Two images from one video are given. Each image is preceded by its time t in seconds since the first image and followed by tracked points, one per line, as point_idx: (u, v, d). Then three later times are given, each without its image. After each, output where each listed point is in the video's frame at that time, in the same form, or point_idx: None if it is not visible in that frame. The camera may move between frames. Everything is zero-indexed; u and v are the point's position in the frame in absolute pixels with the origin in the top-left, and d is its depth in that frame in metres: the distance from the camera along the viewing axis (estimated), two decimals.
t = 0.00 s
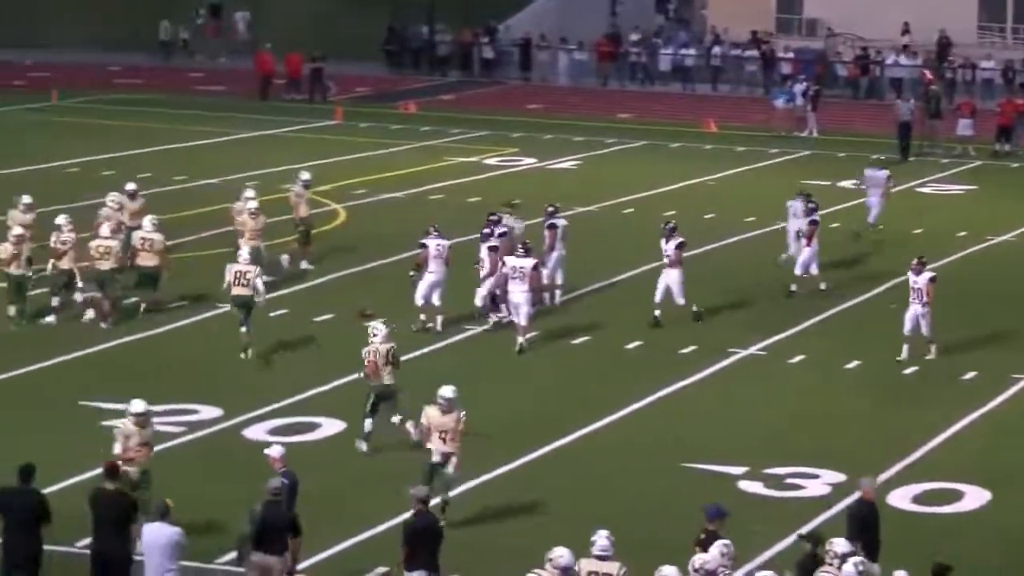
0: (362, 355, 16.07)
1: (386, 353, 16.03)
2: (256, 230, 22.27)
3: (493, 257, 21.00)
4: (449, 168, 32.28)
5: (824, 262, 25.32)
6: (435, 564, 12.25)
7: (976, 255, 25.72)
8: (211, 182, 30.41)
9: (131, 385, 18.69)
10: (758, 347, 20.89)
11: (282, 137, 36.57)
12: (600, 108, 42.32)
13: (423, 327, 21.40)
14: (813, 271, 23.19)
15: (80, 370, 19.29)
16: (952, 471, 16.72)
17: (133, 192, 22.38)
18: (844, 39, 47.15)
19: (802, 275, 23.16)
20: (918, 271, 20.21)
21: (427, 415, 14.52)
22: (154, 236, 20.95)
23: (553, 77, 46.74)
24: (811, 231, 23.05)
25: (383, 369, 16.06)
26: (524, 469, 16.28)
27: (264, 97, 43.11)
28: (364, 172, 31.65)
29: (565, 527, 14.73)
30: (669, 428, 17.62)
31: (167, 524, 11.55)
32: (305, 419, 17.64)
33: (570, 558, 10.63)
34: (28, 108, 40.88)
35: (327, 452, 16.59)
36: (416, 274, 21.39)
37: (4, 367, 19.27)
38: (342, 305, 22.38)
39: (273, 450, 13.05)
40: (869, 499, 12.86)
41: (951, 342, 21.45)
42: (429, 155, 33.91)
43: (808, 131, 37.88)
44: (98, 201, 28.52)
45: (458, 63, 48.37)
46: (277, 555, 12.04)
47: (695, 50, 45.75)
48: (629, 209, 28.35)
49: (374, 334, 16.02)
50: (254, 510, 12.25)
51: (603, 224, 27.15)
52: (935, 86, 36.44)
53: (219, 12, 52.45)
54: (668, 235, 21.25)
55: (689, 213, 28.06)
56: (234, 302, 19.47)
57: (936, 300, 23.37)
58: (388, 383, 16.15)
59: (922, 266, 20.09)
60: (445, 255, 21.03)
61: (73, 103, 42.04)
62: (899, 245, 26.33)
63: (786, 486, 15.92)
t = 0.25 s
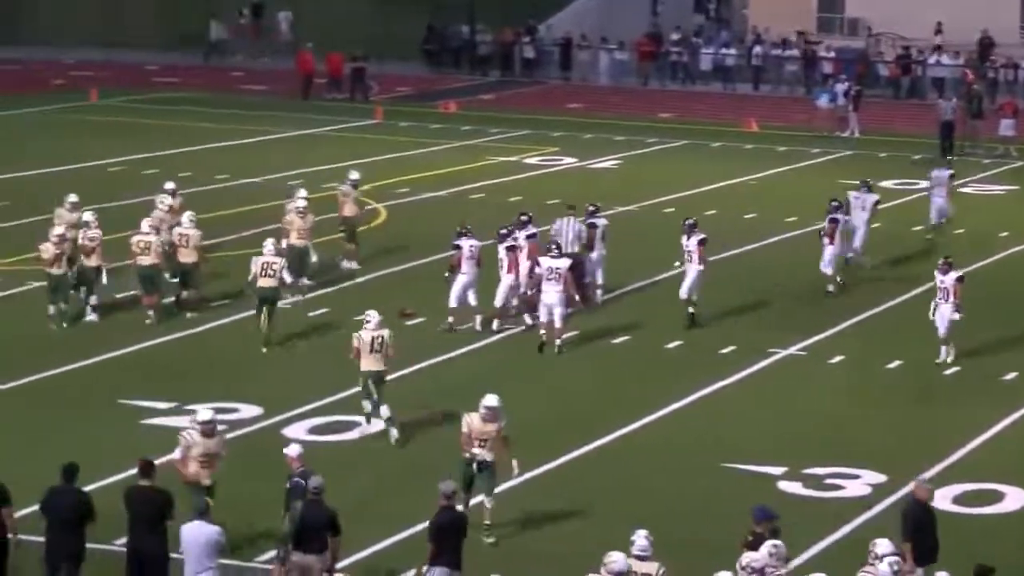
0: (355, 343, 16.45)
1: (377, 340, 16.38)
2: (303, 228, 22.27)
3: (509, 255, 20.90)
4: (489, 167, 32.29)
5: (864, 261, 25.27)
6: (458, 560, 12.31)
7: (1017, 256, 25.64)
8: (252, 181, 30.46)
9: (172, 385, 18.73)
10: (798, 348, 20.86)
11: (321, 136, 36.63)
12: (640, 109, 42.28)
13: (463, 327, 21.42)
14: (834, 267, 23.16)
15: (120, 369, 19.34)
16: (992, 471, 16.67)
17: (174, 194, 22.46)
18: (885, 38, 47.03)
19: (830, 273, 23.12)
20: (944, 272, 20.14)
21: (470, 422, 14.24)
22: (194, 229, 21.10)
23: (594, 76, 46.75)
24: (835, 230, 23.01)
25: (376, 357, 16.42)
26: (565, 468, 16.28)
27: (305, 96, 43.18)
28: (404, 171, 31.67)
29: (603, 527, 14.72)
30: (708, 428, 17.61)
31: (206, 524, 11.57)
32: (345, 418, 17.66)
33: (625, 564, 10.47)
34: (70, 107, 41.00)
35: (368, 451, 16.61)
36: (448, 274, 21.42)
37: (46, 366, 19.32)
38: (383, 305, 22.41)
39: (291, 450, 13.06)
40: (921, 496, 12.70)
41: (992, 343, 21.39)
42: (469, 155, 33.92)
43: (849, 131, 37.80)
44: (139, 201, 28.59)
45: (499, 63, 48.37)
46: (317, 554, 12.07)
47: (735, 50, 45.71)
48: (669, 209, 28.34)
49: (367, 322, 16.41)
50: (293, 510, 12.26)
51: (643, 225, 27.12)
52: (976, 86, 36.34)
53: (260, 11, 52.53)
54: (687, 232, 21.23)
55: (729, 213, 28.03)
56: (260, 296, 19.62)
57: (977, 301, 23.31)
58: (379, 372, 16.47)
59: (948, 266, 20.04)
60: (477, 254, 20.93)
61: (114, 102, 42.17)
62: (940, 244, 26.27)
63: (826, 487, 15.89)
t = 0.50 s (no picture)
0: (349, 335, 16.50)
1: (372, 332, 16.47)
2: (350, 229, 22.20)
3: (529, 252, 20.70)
4: (532, 165, 32.30)
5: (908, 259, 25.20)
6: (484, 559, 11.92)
7: None
8: (294, 179, 30.53)
9: (214, 382, 18.78)
10: (842, 346, 20.81)
11: (363, 134, 36.69)
12: (682, 106, 42.24)
13: (505, 325, 21.43)
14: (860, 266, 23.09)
15: (163, 366, 19.40)
16: None
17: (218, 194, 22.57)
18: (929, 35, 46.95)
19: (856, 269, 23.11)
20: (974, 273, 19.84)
21: (518, 421, 13.75)
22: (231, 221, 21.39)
23: (636, 75, 46.78)
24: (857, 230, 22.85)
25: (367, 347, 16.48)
26: (606, 466, 16.28)
27: (347, 93, 43.26)
28: (446, 169, 31.70)
29: (643, 524, 14.71)
30: (750, 427, 17.59)
31: (246, 520, 11.59)
32: (388, 415, 17.69)
33: None
34: (113, 104, 41.15)
35: (410, 448, 16.64)
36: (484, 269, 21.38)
37: (89, 363, 19.40)
38: (424, 302, 22.44)
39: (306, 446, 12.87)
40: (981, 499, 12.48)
41: None
42: (512, 153, 33.94)
43: (892, 129, 37.71)
44: (181, 198, 28.67)
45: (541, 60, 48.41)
46: (354, 551, 11.65)
47: (777, 48, 45.68)
48: (711, 206, 28.32)
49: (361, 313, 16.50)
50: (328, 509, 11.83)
51: (685, 223, 27.11)
52: (1019, 84, 36.24)
53: (303, 10, 52.67)
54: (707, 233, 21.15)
55: (771, 211, 27.99)
56: (289, 277, 20.75)
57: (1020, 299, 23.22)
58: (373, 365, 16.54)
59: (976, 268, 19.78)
60: (510, 252, 21.11)
61: (158, 99, 42.31)
62: (984, 243, 26.19)
63: (868, 485, 15.85)
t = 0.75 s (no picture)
0: (341, 322, 16.99)
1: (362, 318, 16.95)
2: (393, 228, 22.08)
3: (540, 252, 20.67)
4: (568, 162, 32.28)
5: (944, 257, 25.13)
6: (503, 558, 11.61)
7: None
8: (331, 176, 30.55)
9: (249, 378, 18.83)
10: (879, 344, 20.76)
11: (399, 131, 36.71)
12: (718, 104, 42.16)
13: (541, 322, 21.43)
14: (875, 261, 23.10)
15: (198, 362, 19.44)
16: None
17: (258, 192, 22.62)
18: (966, 32, 46.84)
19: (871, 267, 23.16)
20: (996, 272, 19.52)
21: (558, 425, 13.63)
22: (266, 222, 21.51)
23: (672, 72, 46.75)
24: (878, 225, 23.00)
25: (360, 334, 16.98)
26: (641, 464, 16.27)
27: (383, 90, 43.30)
28: (482, 166, 31.71)
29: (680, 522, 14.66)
30: (785, 425, 17.57)
31: (277, 517, 11.59)
32: (425, 413, 17.71)
33: None
34: (151, 101, 41.25)
35: (445, 445, 16.65)
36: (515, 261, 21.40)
37: (125, 359, 19.46)
38: (459, 300, 22.46)
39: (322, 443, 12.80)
40: None
41: None
42: (548, 150, 33.93)
43: (929, 127, 37.62)
44: (217, 195, 28.72)
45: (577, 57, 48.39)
46: (384, 549, 11.62)
47: (814, 44, 45.61)
48: (746, 204, 28.28)
49: (352, 301, 16.99)
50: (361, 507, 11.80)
51: (720, 220, 27.08)
52: None
53: (340, 8, 52.71)
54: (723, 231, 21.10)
55: (807, 209, 27.95)
56: (322, 257, 21.13)
57: None
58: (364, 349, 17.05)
59: (999, 268, 19.44)
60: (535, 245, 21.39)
61: (195, 96, 42.40)
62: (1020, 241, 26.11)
63: (905, 483, 15.81)
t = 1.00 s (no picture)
0: (331, 304, 17.60)
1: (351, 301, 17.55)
2: (438, 228, 21.93)
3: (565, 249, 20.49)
4: (605, 161, 32.28)
5: (983, 255, 25.06)
6: (532, 557, 11.55)
7: None
8: (368, 174, 30.59)
9: (286, 376, 18.86)
10: (917, 343, 20.71)
11: (436, 129, 36.74)
12: (755, 102, 42.10)
13: (578, 320, 21.43)
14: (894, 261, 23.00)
15: (236, 360, 19.48)
16: None
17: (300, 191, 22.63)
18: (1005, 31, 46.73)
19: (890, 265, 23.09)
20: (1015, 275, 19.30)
21: (597, 431, 13.53)
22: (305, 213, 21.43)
23: (710, 70, 46.73)
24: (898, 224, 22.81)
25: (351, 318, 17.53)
26: (677, 462, 16.26)
27: (420, 88, 43.36)
28: (518, 164, 31.73)
29: (716, 521, 14.63)
30: (823, 424, 17.53)
31: (312, 513, 11.62)
32: (462, 411, 17.71)
33: None
34: (189, 98, 41.37)
35: (481, 443, 16.65)
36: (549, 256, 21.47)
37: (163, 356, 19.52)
38: (496, 298, 22.46)
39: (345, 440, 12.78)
40: None
41: None
42: (586, 148, 33.93)
43: (968, 125, 37.53)
44: (255, 192, 28.78)
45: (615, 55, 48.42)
46: (416, 548, 11.53)
47: (852, 42, 45.58)
48: (784, 202, 28.24)
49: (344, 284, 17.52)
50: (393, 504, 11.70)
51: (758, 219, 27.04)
52: None
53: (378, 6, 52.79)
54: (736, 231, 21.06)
55: (845, 207, 27.90)
56: (361, 249, 21.66)
57: None
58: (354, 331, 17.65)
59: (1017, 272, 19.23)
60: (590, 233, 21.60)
61: (232, 94, 42.52)
62: None
63: (943, 483, 15.77)
